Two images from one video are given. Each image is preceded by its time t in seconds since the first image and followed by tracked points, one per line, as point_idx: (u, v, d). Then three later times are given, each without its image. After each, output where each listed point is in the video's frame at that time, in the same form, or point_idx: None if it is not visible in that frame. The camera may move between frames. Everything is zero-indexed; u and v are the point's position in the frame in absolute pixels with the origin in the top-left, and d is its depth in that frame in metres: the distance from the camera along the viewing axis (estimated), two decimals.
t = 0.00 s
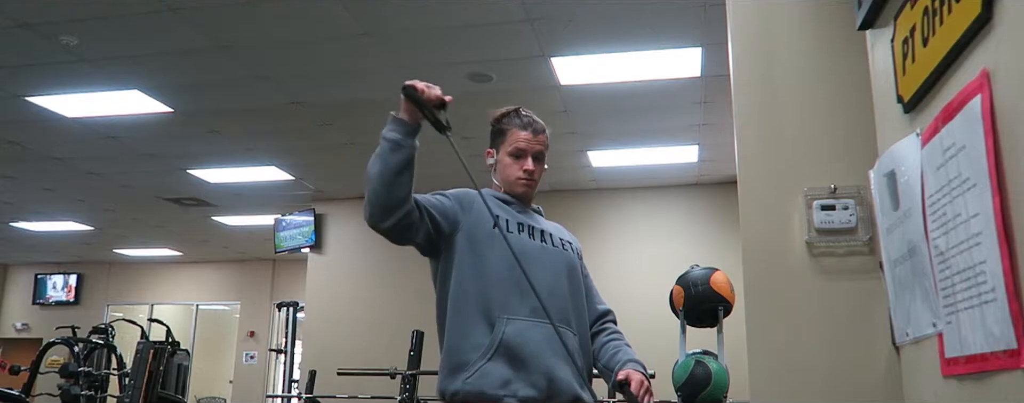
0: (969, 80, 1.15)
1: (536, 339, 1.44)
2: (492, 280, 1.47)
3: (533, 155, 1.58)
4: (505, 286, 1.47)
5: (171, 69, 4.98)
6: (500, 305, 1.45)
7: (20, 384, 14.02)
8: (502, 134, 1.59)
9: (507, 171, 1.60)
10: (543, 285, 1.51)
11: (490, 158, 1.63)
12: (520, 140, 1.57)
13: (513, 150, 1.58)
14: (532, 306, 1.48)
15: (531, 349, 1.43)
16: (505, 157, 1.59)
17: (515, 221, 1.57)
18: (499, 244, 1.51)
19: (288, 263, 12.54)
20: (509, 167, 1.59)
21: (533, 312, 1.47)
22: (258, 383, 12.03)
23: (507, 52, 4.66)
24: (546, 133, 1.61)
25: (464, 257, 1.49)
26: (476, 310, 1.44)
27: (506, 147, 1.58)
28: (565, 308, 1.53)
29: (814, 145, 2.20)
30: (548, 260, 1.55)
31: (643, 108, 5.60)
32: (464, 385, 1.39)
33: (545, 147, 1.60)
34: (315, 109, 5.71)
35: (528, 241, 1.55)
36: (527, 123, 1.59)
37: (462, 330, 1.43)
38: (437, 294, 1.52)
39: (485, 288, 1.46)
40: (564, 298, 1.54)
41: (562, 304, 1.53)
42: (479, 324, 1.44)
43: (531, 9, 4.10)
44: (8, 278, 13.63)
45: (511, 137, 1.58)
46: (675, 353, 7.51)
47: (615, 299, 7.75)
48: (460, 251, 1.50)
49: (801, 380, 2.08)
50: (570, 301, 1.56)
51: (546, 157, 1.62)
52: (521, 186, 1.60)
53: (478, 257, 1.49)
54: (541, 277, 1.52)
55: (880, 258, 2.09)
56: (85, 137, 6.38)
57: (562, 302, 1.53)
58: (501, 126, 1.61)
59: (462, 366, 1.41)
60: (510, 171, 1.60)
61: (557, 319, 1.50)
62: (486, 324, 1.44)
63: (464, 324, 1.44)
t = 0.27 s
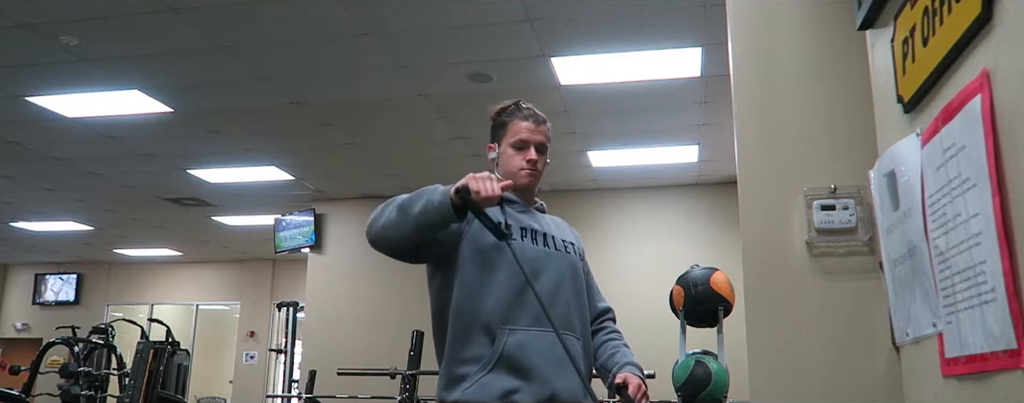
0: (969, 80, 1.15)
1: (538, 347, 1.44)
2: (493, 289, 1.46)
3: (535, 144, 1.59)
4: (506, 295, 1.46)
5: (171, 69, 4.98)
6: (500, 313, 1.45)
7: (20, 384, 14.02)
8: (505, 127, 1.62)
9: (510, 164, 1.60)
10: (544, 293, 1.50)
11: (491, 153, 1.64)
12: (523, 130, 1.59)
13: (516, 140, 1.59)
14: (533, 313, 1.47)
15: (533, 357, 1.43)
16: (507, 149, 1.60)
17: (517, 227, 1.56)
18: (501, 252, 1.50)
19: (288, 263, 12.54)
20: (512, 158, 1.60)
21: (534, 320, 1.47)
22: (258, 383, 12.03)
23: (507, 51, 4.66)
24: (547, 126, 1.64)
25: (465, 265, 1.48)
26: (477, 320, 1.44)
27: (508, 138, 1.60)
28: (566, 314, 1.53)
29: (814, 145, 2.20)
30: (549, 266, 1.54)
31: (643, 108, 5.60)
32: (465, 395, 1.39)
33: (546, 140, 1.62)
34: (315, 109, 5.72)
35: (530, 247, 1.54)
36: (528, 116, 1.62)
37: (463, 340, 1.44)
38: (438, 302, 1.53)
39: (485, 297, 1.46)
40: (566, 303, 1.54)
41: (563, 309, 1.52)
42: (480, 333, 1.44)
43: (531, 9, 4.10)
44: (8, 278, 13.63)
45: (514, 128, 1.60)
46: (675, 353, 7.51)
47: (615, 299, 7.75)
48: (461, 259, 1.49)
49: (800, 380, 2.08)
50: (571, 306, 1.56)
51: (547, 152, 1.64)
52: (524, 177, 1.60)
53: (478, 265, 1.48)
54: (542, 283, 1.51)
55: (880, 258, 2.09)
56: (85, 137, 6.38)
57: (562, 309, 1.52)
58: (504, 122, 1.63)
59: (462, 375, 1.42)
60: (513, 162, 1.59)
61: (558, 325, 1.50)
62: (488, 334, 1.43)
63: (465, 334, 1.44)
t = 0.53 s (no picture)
0: (969, 80, 1.15)
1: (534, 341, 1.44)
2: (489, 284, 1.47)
3: (528, 147, 1.58)
4: (502, 289, 1.47)
5: (171, 69, 4.98)
6: (498, 308, 1.45)
7: (20, 384, 14.02)
8: (498, 128, 1.61)
9: (504, 165, 1.60)
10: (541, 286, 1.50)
11: (488, 154, 1.64)
12: (515, 131, 1.58)
13: (508, 141, 1.58)
14: (530, 308, 1.47)
15: (530, 351, 1.43)
16: (500, 151, 1.60)
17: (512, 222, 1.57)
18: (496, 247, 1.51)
19: (288, 263, 12.54)
20: (505, 160, 1.59)
21: (531, 314, 1.47)
22: (258, 383, 12.03)
23: (506, 51, 4.66)
24: (541, 127, 1.62)
25: (461, 261, 1.49)
26: (474, 315, 1.45)
27: (501, 140, 1.59)
28: (564, 309, 1.53)
29: (814, 145, 2.20)
30: (546, 261, 1.55)
31: (643, 108, 5.60)
32: (463, 390, 1.39)
33: (541, 142, 1.60)
34: (315, 109, 5.71)
35: (526, 243, 1.55)
36: (522, 118, 1.60)
37: (460, 334, 1.44)
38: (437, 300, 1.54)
39: (482, 291, 1.46)
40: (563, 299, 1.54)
41: (560, 304, 1.52)
42: (478, 327, 1.44)
43: (531, 9, 4.10)
44: (8, 278, 13.63)
45: (507, 129, 1.59)
46: (674, 353, 7.51)
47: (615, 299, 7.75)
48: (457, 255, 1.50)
49: (802, 380, 2.08)
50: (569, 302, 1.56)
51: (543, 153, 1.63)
52: (517, 179, 1.59)
53: (474, 259, 1.49)
54: (538, 278, 1.51)
55: (880, 258, 2.09)
56: (85, 137, 6.38)
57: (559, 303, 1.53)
58: (498, 122, 1.62)
59: (460, 370, 1.41)
60: (505, 164, 1.59)
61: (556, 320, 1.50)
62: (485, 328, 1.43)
63: (461, 328, 1.44)
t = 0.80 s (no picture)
0: (969, 80, 1.15)
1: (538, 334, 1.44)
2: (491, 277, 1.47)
3: (526, 151, 1.58)
4: (505, 283, 1.47)
5: (171, 69, 4.98)
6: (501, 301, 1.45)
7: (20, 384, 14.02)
8: (495, 133, 1.61)
9: (501, 168, 1.60)
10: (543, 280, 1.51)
11: (485, 159, 1.64)
12: (512, 136, 1.58)
13: (505, 146, 1.58)
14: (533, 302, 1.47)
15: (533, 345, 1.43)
16: (499, 155, 1.60)
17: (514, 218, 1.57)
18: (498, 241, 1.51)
19: (288, 263, 12.54)
20: (503, 164, 1.59)
21: (534, 307, 1.47)
22: (258, 383, 12.04)
23: (506, 51, 4.66)
24: (539, 130, 1.62)
25: (463, 255, 1.49)
26: (477, 308, 1.45)
27: (499, 144, 1.59)
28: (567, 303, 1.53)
29: (814, 145, 2.20)
30: (548, 256, 1.55)
31: (643, 108, 5.60)
32: (468, 383, 1.39)
33: (538, 145, 1.60)
34: (315, 109, 5.71)
35: (528, 239, 1.55)
36: (520, 122, 1.60)
37: (463, 327, 1.44)
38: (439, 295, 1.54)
39: (485, 285, 1.47)
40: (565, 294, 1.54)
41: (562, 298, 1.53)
42: (482, 319, 1.44)
43: (531, 9, 4.10)
44: (8, 278, 13.62)
45: (505, 134, 1.59)
46: (675, 353, 7.51)
47: (615, 299, 7.76)
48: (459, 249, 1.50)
49: (802, 380, 2.08)
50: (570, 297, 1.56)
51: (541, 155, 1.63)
52: (515, 182, 1.59)
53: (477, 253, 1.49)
54: (541, 272, 1.51)
55: (881, 258, 2.09)
56: (85, 137, 6.38)
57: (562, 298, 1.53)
58: (495, 127, 1.62)
59: (465, 363, 1.41)
60: (504, 168, 1.59)
61: (559, 315, 1.50)
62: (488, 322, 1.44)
63: (465, 321, 1.44)
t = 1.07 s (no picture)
0: (969, 80, 1.15)
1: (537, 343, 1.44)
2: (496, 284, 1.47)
3: (519, 138, 1.59)
4: (505, 290, 1.47)
5: (171, 69, 4.98)
6: (500, 309, 1.45)
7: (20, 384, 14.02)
8: (491, 127, 1.63)
9: (497, 159, 1.61)
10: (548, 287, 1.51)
11: (485, 156, 1.65)
12: (506, 124, 1.60)
13: (500, 136, 1.60)
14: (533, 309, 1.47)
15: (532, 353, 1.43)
16: (494, 146, 1.61)
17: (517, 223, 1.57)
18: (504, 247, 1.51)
19: (289, 263, 12.54)
20: (499, 156, 1.61)
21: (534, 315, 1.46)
22: (258, 383, 12.04)
23: (506, 51, 4.66)
24: (533, 120, 1.63)
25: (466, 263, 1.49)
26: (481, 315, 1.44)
27: (494, 135, 1.61)
28: (568, 310, 1.53)
29: (814, 145, 2.20)
30: (552, 262, 1.55)
31: (643, 108, 5.60)
32: (468, 392, 1.39)
33: (533, 134, 1.61)
34: (315, 109, 5.71)
35: (529, 243, 1.54)
36: (514, 113, 1.63)
37: (464, 335, 1.44)
38: (437, 300, 1.54)
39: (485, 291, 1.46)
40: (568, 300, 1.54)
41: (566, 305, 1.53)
42: (481, 328, 1.44)
43: (531, 10, 4.10)
44: (8, 278, 13.63)
45: (499, 125, 1.61)
46: (674, 353, 7.51)
47: (616, 298, 7.76)
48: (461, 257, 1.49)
49: (801, 380, 2.08)
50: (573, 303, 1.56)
51: (538, 145, 1.63)
52: (509, 171, 1.59)
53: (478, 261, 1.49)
54: (543, 280, 1.50)
55: (880, 258, 2.09)
56: (85, 137, 6.38)
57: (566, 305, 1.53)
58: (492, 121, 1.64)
59: (465, 372, 1.41)
60: (498, 158, 1.60)
61: (559, 322, 1.49)
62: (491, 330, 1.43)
63: (465, 329, 1.44)
